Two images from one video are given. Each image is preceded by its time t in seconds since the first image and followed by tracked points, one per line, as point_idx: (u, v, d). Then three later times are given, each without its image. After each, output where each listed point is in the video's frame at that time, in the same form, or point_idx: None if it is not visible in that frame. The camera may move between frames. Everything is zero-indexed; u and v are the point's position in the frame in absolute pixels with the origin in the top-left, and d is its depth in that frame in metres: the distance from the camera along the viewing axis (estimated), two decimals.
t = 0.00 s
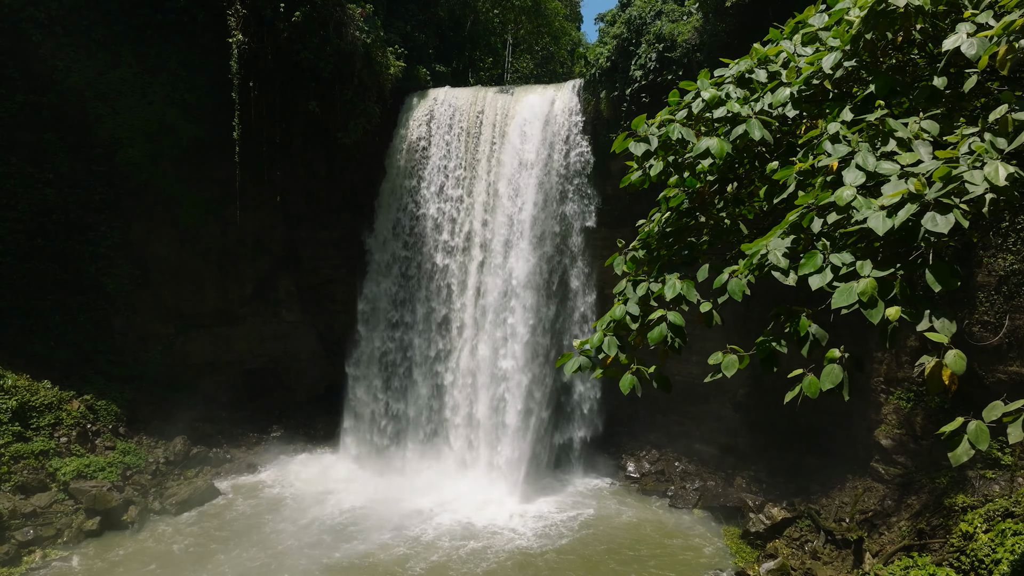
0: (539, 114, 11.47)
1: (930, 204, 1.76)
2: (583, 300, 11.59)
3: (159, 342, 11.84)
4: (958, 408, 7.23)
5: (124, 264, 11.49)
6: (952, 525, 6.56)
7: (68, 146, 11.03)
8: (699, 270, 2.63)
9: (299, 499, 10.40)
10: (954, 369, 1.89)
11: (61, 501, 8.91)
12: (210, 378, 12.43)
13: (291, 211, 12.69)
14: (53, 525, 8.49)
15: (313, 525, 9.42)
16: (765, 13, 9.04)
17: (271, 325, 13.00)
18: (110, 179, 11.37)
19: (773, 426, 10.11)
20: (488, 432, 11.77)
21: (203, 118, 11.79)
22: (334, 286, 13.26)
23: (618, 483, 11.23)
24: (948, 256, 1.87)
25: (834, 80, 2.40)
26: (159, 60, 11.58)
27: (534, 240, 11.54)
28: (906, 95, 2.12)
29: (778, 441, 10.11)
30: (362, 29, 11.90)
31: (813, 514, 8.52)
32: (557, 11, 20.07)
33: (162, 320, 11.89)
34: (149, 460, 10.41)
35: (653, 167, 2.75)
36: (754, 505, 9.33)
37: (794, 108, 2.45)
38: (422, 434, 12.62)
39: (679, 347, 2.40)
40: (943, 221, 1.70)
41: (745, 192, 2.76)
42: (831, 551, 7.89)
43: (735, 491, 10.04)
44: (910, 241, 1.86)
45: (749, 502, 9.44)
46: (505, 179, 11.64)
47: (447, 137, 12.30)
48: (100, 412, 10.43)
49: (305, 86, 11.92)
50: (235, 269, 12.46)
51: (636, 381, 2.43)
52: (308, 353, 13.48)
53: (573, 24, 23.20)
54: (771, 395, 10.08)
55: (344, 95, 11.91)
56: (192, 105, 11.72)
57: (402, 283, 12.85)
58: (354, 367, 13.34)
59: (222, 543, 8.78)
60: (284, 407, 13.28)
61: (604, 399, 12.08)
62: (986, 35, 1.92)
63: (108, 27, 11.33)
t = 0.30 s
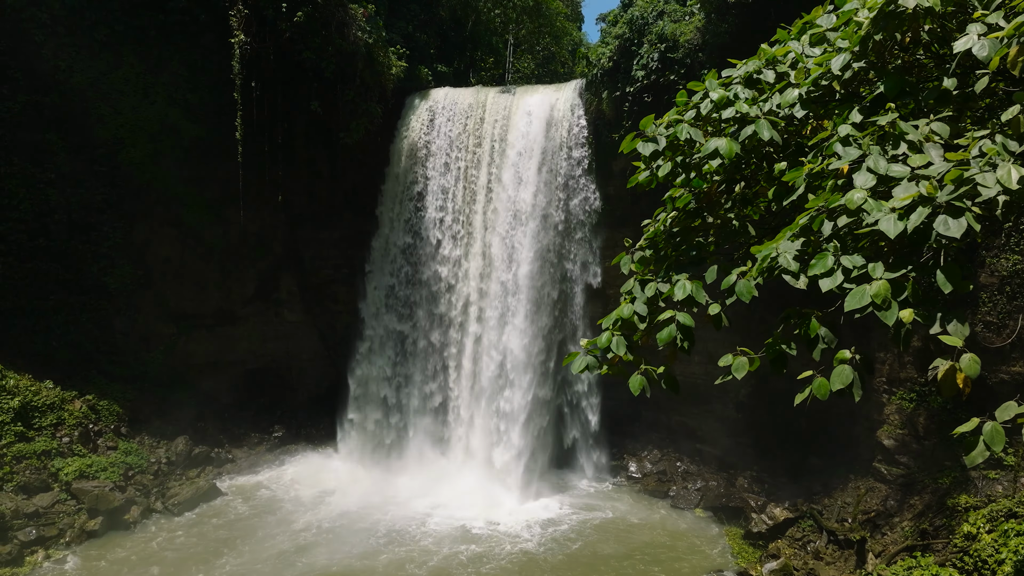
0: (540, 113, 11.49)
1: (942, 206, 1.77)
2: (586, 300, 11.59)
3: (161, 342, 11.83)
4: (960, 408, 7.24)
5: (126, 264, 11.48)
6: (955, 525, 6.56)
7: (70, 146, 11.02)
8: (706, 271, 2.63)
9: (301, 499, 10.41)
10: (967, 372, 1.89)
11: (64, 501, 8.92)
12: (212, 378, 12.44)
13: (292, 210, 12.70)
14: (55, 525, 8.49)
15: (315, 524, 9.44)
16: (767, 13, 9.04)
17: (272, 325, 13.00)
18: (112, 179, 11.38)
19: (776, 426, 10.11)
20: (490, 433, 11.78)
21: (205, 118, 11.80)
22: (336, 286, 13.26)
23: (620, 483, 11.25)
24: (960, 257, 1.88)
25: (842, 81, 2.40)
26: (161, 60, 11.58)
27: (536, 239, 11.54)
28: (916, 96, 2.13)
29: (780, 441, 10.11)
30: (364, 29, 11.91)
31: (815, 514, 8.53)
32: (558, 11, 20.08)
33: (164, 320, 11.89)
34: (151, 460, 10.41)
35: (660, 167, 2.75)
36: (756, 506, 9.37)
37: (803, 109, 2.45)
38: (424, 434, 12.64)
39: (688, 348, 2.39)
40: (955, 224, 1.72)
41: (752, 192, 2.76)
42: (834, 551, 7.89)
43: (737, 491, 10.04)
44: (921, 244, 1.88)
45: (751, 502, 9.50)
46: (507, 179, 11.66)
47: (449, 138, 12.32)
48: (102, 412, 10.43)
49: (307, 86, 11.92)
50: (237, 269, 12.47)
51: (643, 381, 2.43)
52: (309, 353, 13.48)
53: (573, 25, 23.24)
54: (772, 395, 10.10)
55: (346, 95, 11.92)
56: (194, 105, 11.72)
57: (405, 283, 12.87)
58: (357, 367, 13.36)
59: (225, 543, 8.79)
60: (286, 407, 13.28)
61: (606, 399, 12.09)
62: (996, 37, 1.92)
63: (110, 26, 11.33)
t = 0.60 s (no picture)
0: (542, 114, 11.55)
1: (955, 208, 1.77)
2: (587, 300, 11.63)
3: (163, 342, 11.84)
4: (964, 408, 7.25)
5: (128, 264, 11.48)
6: (958, 525, 6.55)
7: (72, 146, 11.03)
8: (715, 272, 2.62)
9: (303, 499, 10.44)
10: (981, 374, 1.89)
11: (66, 501, 8.95)
12: (214, 378, 12.45)
13: (294, 211, 12.71)
14: (58, 526, 8.51)
15: (318, 525, 9.46)
16: (770, 13, 9.03)
17: (274, 325, 13.01)
18: (113, 179, 11.36)
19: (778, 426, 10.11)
20: (491, 432, 11.79)
21: (207, 118, 11.80)
22: (337, 286, 13.26)
23: (621, 483, 11.24)
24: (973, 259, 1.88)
25: (852, 83, 2.39)
26: (163, 60, 11.58)
27: (538, 239, 11.60)
28: (926, 98, 2.12)
29: (782, 442, 10.12)
30: (366, 30, 11.98)
31: (818, 514, 8.52)
32: (559, 11, 20.09)
33: (166, 320, 11.90)
34: (153, 460, 10.42)
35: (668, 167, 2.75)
36: (759, 506, 9.33)
37: (812, 110, 2.44)
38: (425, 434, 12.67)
39: (698, 351, 2.39)
40: (968, 225, 1.72)
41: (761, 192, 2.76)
42: (837, 552, 7.90)
43: (739, 491, 10.04)
44: (934, 246, 1.88)
45: (754, 503, 9.46)
46: (508, 180, 11.71)
47: (451, 138, 12.35)
48: (104, 413, 10.44)
49: (309, 87, 11.91)
50: (239, 270, 12.48)
51: (654, 383, 2.43)
52: (311, 353, 13.47)
53: (574, 24, 23.25)
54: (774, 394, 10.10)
55: (348, 96, 11.94)
56: (195, 104, 11.71)
57: (407, 283, 12.91)
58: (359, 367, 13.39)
59: (228, 543, 8.81)
60: (288, 408, 13.28)
61: (608, 400, 12.10)
62: (1008, 38, 1.91)
63: (112, 27, 11.33)
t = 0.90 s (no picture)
0: (544, 114, 11.52)
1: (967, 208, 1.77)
2: (589, 300, 11.64)
3: (164, 342, 11.83)
4: (966, 408, 7.30)
5: (130, 264, 11.48)
6: (962, 526, 6.53)
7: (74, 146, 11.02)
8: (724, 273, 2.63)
9: (305, 499, 10.44)
10: (994, 374, 1.89)
11: (69, 501, 8.95)
12: (215, 378, 12.45)
13: (296, 211, 12.71)
14: (60, 526, 8.52)
15: (319, 525, 9.45)
16: (772, 13, 9.03)
17: (276, 326, 13.00)
18: (115, 179, 11.36)
19: (781, 426, 10.12)
20: (493, 433, 11.79)
21: (209, 118, 11.80)
22: (339, 286, 13.27)
23: (624, 483, 11.23)
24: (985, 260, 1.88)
25: (861, 83, 2.39)
26: (165, 60, 11.58)
27: (539, 239, 11.58)
28: (937, 99, 2.12)
29: (785, 442, 10.13)
30: (369, 30, 11.97)
31: (820, 514, 8.50)
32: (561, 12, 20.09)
33: (167, 321, 11.89)
34: (155, 460, 10.42)
35: (677, 168, 2.75)
36: (761, 506, 9.47)
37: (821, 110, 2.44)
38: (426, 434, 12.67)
39: (709, 352, 2.40)
40: (980, 225, 1.72)
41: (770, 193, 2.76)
42: (840, 552, 7.90)
43: (742, 491, 10.07)
44: (946, 246, 1.88)
45: (756, 503, 9.58)
46: (509, 179, 11.68)
47: (452, 138, 12.33)
48: (106, 413, 10.44)
49: (311, 87, 11.91)
50: (241, 270, 12.48)
51: (665, 385, 2.44)
52: (313, 353, 13.48)
53: (575, 24, 23.23)
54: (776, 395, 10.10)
55: (350, 96, 11.93)
56: (197, 105, 11.72)
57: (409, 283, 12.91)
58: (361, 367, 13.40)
59: (231, 544, 8.80)
60: (289, 408, 13.28)
61: (610, 399, 12.11)
62: (1019, 39, 1.91)
63: (114, 27, 11.33)
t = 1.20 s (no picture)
0: (546, 113, 11.43)
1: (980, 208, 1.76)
2: (591, 300, 11.62)
3: (167, 342, 11.83)
4: (970, 408, 7.47)
5: (131, 264, 11.46)
6: (965, 526, 6.51)
7: (76, 146, 11.01)
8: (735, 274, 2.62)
9: (307, 499, 10.43)
10: (1010, 374, 1.88)
11: (71, 501, 8.95)
12: (217, 378, 12.45)
13: (298, 211, 12.72)
14: (63, 526, 8.52)
15: (322, 525, 9.44)
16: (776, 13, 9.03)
17: (278, 325, 13.01)
18: (117, 179, 11.35)
19: (783, 426, 10.14)
20: (495, 435, 11.77)
21: (211, 118, 11.81)
22: (341, 286, 13.28)
23: (626, 483, 11.23)
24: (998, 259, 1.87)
25: (873, 84, 2.39)
26: (167, 60, 11.58)
27: (541, 239, 11.54)
28: (949, 99, 2.12)
29: (787, 442, 10.13)
30: (371, 29, 11.91)
31: (823, 515, 8.57)
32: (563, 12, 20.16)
33: (169, 320, 11.89)
34: (157, 460, 10.42)
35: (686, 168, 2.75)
36: (764, 507, 9.45)
37: (832, 111, 2.42)
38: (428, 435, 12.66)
39: (721, 353, 2.40)
40: (994, 224, 1.71)
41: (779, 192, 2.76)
42: (843, 552, 7.89)
43: (744, 491, 10.00)
44: (959, 245, 1.87)
45: (758, 503, 9.56)
46: (511, 179, 11.63)
47: (454, 139, 12.29)
48: (108, 413, 10.43)
49: (314, 87, 11.93)
50: (242, 269, 12.48)
51: (677, 386, 2.44)
52: (315, 354, 13.49)
53: (577, 24, 23.21)
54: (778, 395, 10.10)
55: (353, 96, 11.94)
56: (199, 105, 11.72)
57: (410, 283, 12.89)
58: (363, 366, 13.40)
59: (233, 544, 8.79)
60: (291, 408, 13.29)
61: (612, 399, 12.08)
62: None
63: (116, 27, 11.32)
